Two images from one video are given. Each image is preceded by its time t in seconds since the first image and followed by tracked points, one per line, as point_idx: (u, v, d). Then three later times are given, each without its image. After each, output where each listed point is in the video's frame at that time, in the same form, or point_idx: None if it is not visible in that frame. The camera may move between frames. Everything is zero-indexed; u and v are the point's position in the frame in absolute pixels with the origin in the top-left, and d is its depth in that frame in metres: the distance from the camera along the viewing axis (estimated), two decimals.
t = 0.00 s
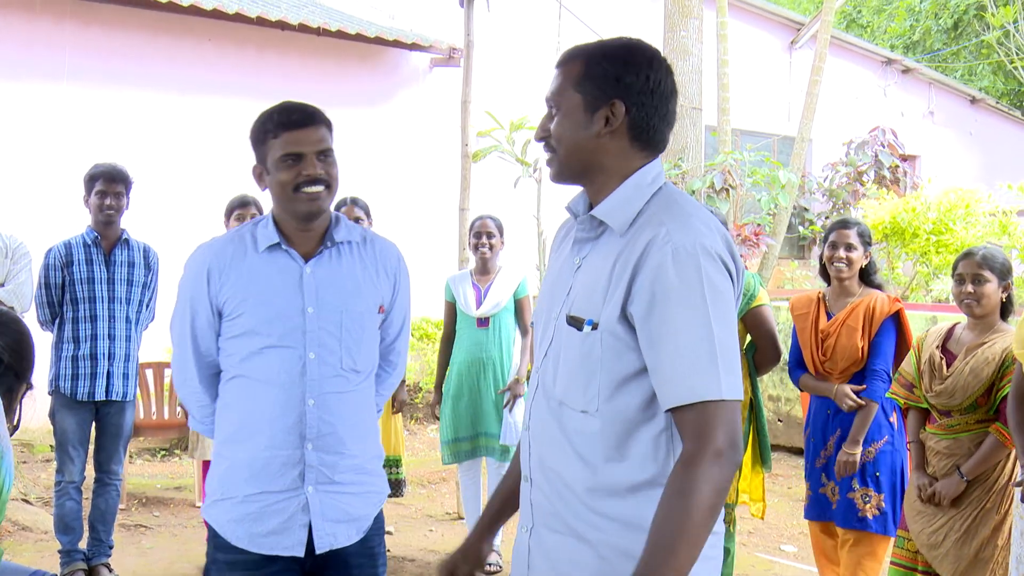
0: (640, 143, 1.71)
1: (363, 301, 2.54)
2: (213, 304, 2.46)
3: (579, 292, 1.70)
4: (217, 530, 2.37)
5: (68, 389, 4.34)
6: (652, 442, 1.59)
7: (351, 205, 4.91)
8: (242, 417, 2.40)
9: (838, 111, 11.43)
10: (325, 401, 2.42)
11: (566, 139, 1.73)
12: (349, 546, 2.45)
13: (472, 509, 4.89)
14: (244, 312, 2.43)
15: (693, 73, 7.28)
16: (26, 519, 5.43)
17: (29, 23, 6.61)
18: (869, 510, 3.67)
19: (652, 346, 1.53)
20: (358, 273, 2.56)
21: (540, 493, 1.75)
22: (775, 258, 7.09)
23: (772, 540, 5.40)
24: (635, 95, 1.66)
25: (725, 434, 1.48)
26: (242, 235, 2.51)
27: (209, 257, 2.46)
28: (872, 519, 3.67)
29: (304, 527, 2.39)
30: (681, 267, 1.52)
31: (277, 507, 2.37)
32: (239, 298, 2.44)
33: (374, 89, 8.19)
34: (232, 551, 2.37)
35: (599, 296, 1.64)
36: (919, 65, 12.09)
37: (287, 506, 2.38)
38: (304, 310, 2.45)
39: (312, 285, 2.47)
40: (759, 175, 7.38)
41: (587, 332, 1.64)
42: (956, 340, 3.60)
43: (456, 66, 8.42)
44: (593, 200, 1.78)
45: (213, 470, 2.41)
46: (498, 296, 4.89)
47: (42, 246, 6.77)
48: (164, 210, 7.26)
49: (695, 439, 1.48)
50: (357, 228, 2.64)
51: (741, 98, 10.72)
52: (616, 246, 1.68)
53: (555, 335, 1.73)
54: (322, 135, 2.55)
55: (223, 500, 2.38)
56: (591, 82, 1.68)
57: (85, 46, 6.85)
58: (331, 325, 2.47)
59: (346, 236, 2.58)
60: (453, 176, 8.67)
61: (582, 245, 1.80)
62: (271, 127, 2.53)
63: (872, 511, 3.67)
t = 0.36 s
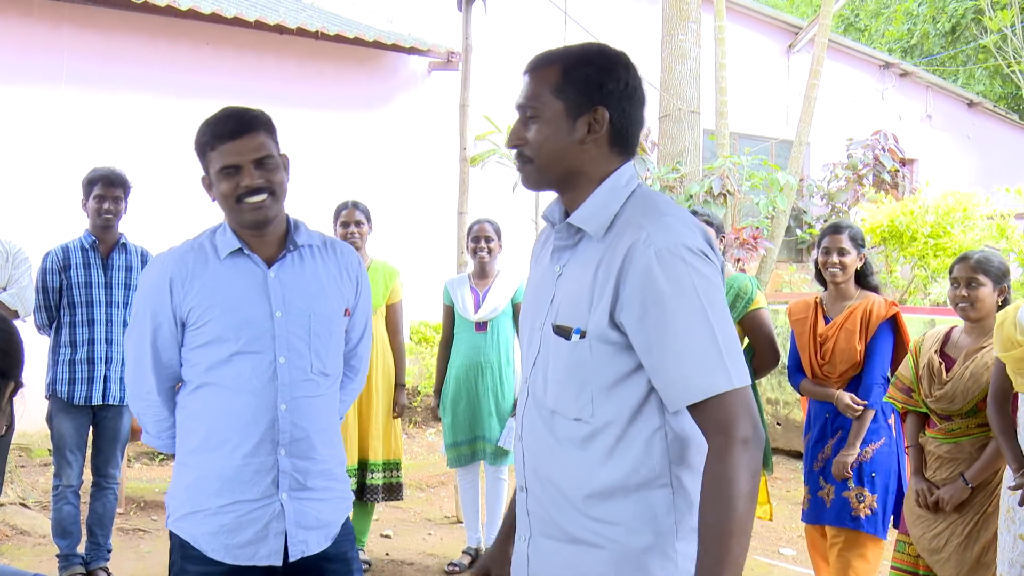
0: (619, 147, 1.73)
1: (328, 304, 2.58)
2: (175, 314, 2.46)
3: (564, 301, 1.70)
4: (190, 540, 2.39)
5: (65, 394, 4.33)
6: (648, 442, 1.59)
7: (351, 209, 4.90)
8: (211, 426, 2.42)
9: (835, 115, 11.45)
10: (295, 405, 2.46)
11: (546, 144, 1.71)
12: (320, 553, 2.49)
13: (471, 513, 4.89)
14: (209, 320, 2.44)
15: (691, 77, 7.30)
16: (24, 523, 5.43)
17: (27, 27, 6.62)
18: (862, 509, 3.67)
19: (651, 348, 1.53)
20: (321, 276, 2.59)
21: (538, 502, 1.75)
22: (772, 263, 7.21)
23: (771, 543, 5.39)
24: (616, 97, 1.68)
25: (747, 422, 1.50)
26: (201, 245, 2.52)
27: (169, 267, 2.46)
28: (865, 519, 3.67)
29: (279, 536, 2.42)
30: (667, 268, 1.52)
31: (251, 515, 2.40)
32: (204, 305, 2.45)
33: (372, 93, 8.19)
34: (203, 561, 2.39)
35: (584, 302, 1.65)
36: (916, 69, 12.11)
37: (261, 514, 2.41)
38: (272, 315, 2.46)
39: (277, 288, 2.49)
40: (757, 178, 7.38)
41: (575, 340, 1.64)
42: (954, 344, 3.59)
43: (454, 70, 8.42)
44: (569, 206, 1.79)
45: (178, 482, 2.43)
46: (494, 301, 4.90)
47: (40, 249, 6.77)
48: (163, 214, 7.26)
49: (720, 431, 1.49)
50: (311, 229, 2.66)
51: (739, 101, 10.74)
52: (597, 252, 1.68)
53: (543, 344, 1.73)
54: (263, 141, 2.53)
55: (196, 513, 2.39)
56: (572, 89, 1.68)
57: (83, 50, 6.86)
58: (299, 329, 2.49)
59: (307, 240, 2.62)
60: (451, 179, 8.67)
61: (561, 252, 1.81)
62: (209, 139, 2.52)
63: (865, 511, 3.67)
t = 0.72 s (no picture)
0: (607, 151, 1.74)
1: (314, 308, 2.57)
2: (161, 317, 2.45)
3: (561, 302, 1.69)
4: (177, 546, 2.39)
5: (62, 396, 4.32)
6: (645, 441, 1.60)
7: (350, 211, 4.89)
8: (197, 430, 2.41)
9: (834, 117, 11.46)
10: (281, 409, 2.45)
11: (541, 161, 1.68)
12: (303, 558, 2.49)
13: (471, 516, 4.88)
14: (193, 324, 2.43)
15: (689, 78, 7.30)
16: (23, 525, 5.41)
17: (23, 28, 6.61)
18: (858, 518, 3.70)
19: (644, 346, 1.52)
20: (308, 281, 2.59)
21: (534, 504, 1.74)
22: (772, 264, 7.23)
23: (769, 545, 5.39)
24: (597, 103, 1.69)
25: (724, 423, 1.48)
26: (186, 249, 2.51)
27: (155, 272, 2.45)
28: (861, 527, 3.70)
29: (263, 541, 2.41)
30: (664, 266, 1.52)
31: (236, 520, 2.39)
32: (188, 309, 2.44)
33: (370, 95, 8.19)
34: (191, 567, 2.38)
35: (580, 302, 1.65)
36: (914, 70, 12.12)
37: (245, 519, 2.40)
38: (258, 319, 2.46)
39: (263, 293, 2.48)
40: (755, 180, 7.37)
41: (573, 339, 1.64)
42: (953, 346, 3.58)
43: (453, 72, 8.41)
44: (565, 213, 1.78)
45: (163, 487, 2.42)
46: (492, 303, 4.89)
47: (39, 252, 6.77)
48: (162, 216, 7.26)
49: (696, 430, 1.48)
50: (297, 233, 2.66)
51: (738, 103, 10.75)
52: (592, 254, 1.68)
53: (540, 346, 1.72)
54: (232, 147, 2.49)
55: (181, 518, 2.38)
56: (558, 104, 1.66)
57: (81, 52, 6.85)
58: (284, 333, 2.49)
59: (293, 244, 2.61)
60: (449, 181, 8.67)
61: (558, 255, 1.80)
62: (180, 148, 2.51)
63: (861, 519, 3.70)
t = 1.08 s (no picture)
0: (610, 156, 1.74)
1: (318, 310, 2.57)
2: (164, 320, 2.44)
3: (562, 300, 1.68)
4: (180, 548, 2.38)
5: (62, 398, 4.32)
6: (647, 436, 1.60)
7: (352, 212, 4.89)
8: (202, 432, 2.40)
9: (835, 117, 11.45)
10: (286, 411, 2.45)
11: (552, 155, 1.68)
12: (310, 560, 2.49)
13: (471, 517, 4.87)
14: (199, 327, 2.43)
15: (689, 79, 7.29)
16: (24, 527, 5.41)
17: (24, 29, 6.61)
18: (858, 521, 3.70)
19: (648, 344, 1.52)
20: (312, 283, 2.59)
21: (532, 501, 1.73)
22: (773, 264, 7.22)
23: (771, 545, 5.39)
24: (605, 104, 1.69)
25: (719, 421, 1.51)
26: (188, 252, 2.51)
27: (158, 275, 2.45)
28: (861, 530, 3.70)
29: (270, 542, 2.41)
30: (669, 265, 1.53)
31: (243, 522, 2.39)
32: (192, 312, 2.43)
33: (371, 96, 8.18)
34: (194, 568, 2.39)
35: (582, 300, 1.64)
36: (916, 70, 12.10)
37: (251, 521, 2.40)
38: (263, 321, 2.46)
39: (267, 295, 2.48)
40: (756, 181, 7.35)
41: (576, 336, 1.63)
42: (954, 345, 3.57)
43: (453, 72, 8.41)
44: (566, 211, 1.77)
45: (167, 490, 2.42)
46: (493, 304, 4.89)
47: (40, 253, 6.76)
48: (163, 217, 7.25)
49: (693, 428, 1.50)
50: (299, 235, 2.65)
51: (738, 104, 10.74)
52: (594, 252, 1.67)
53: (539, 343, 1.71)
54: (249, 143, 2.51)
55: (186, 520, 2.38)
56: (565, 100, 1.67)
57: (82, 53, 6.85)
58: (289, 335, 2.49)
59: (296, 247, 2.61)
60: (449, 182, 8.66)
61: (558, 254, 1.79)
62: (193, 145, 2.49)
63: (860, 522, 3.70)
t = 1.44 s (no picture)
0: (641, 161, 1.76)
1: (325, 312, 2.58)
2: (171, 320, 2.45)
3: (571, 297, 1.69)
4: (189, 551, 2.39)
5: (66, 401, 4.34)
6: (649, 439, 1.60)
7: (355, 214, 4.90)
8: (211, 433, 2.41)
9: (837, 118, 11.45)
10: (295, 413, 2.46)
11: (581, 140, 1.72)
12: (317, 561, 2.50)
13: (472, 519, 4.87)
14: (207, 328, 2.43)
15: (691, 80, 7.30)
16: (27, 528, 5.43)
17: (27, 32, 6.62)
18: (852, 520, 3.69)
19: (657, 343, 1.53)
20: (319, 285, 2.60)
21: (533, 496, 1.74)
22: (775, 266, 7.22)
23: (773, 547, 5.39)
24: (650, 108, 1.72)
25: (725, 428, 1.50)
26: (195, 252, 2.51)
27: (164, 275, 2.46)
28: (855, 530, 3.69)
29: (279, 544, 2.42)
30: (681, 266, 1.53)
31: (253, 524, 2.40)
32: (199, 312, 2.44)
33: (373, 98, 8.19)
34: (204, 571, 2.39)
35: (591, 298, 1.65)
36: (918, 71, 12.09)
37: (261, 522, 2.41)
38: (271, 322, 2.47)
39: (275, 296, 2.49)
40: (758, 183, 7.35)
41: (584, 332, 1.64)
42: (958, 347, 3.57)
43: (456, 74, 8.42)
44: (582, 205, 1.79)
45: (175, 491, 2.43)
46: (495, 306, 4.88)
47: (43, 256, 6.78)
48: (166, 219, 7.27)
49: (699, 432, 1.49)
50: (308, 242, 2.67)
51: (741, 105, 10.75)
52: (607, 251, 1.68)
53: (546, 341, 1.72)
54: (262, 143, 2.55)
55: (196, 524, 2.38)
56: (614, 89, 1.71)
57: (85, 56, 6.87)
58: (296, 337, 2.50)
59: (302, 248, 2.62)
60: (452, 184, 8.67)
61: (569, 251, 1.80)
62: (206, 142, 2.53)
63: (855, 522, 3.69)
